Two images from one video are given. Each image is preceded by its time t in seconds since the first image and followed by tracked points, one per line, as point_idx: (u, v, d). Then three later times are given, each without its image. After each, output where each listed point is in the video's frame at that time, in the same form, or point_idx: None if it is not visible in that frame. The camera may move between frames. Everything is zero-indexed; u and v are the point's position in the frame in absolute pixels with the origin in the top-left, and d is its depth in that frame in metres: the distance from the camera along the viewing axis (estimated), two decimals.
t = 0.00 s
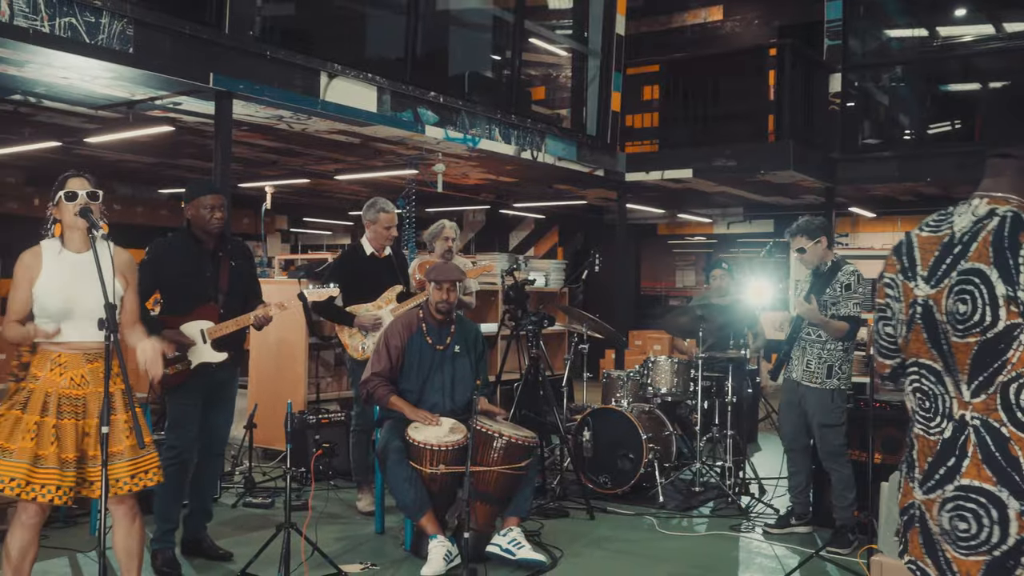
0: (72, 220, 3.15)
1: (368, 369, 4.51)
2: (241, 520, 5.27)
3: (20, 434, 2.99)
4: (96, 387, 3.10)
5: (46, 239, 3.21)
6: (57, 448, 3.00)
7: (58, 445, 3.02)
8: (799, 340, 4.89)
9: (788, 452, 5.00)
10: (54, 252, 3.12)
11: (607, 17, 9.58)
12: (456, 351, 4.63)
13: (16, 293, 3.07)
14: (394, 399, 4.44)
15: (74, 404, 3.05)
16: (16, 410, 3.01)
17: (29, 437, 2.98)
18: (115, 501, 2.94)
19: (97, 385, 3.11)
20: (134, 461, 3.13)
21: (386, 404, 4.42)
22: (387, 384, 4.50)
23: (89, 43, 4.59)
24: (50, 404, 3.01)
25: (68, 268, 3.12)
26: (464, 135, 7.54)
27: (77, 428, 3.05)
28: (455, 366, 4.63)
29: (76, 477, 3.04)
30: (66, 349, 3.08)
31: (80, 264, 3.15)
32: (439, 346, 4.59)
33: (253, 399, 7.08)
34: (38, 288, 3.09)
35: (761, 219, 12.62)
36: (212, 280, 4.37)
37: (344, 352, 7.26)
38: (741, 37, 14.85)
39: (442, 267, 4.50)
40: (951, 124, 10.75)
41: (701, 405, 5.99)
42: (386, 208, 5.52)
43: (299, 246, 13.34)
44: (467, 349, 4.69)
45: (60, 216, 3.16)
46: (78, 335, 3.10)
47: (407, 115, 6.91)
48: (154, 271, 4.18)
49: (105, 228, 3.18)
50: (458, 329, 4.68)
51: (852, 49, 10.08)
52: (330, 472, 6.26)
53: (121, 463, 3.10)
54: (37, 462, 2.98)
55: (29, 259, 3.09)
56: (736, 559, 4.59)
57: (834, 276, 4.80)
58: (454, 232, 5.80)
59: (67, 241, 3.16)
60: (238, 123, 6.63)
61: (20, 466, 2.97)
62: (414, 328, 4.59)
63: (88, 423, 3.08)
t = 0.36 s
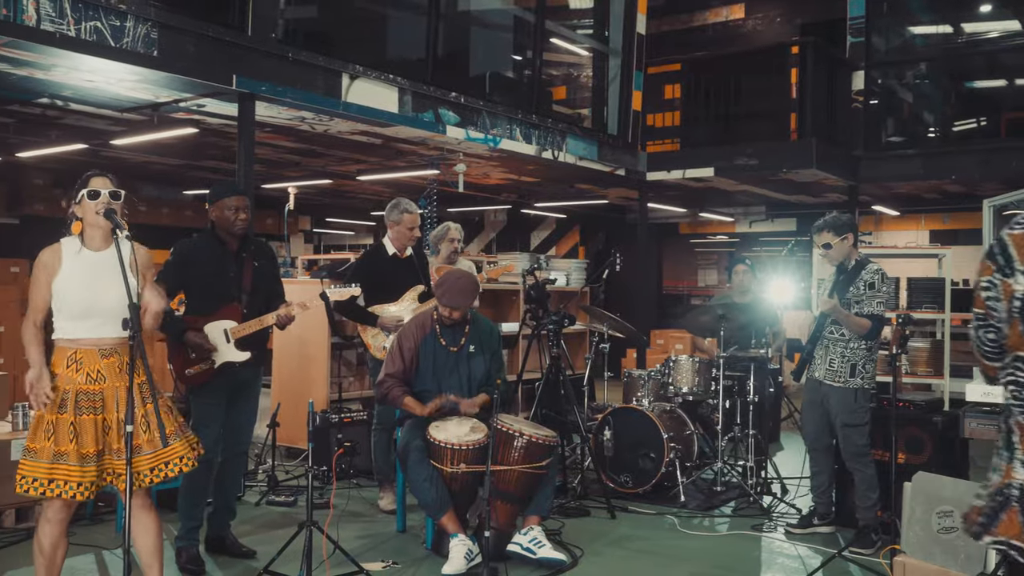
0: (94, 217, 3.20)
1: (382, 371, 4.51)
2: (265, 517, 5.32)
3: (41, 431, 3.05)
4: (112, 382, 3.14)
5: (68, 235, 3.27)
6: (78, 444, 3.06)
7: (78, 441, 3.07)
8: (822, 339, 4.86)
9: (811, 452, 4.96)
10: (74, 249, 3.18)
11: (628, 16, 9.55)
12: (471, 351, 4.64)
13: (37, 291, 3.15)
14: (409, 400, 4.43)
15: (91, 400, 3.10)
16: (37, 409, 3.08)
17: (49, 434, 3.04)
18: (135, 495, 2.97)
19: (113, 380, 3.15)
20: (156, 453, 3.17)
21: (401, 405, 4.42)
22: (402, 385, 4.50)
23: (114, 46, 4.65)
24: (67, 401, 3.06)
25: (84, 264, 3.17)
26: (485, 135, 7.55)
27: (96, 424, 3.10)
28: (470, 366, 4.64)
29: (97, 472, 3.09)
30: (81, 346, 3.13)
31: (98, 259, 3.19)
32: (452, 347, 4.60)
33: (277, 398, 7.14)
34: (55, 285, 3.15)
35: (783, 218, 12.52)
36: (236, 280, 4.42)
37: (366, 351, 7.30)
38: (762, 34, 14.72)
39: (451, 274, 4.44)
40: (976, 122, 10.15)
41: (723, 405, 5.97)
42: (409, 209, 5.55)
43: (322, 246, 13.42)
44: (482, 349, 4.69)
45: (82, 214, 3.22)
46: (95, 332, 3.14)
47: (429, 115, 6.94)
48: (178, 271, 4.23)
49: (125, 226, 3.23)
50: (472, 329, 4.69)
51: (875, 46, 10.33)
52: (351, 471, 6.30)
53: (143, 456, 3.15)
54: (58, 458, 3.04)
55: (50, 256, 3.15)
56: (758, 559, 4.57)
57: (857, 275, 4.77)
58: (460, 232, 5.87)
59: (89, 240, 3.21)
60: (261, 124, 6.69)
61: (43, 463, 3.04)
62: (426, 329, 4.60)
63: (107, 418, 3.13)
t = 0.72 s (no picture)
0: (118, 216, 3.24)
1: (411, 374, 4.52)
2: (287, 516, 5.37)
3: (57, 425, 3.09)
4: (134, 384, 3.20)
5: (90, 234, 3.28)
6: (92, 442, 3.11)
7: (92, 439, 3.12)
8: (845, 339, 4.83)
9: (834, 453, 4.92)
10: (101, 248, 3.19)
11: (649, 16, 9.53)
12: (494, 349, 4.65)
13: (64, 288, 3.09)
14: (441, 399, 4.46)
15: (111, 399, 3.15)
16: (56, 401, 3.11)
17: (67, 428, 3.08)
18: (152, 501, 3.04)
19: (135, 382, 3.21)
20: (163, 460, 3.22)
21: (434, 405, 4.45)
22: (431, 386, 4.52)
23: (138, 50, 4.72)
24: (88, 399, 3.11)
25: (115, 266, 3.20)
26: (506, 136, 7.56)
27: (114, 423, 3.15)
28: (494, 363, 4.66)
29: (106, 471, 3.14)
30: (107, 346, 3.18)
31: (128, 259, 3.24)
32: (477, 345, 4.60)
33: (299, 397, 7.20)
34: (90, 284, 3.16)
35: (805, 217, 12.43)
36: (258, 280, 4.46)
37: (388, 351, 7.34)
38: (784, 33, 14.61)
39: (473, 267, 4.45)
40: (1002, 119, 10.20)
41: (744, 404, 5.94)
42: (426, 207, 5.54)
43: (344, 247, 13.50)
44: (505, 346, 4.71)
45: (105, 213, 3.24)
46: (119, 333, 3.20)
47: (449, 116, 6.96)
48: (203, 271, 4.30)
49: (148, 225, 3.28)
50: (495, 326, 4.69)
51: (898, 44, 10.26)
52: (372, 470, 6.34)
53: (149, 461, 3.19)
54: (70, 454, 3.08)
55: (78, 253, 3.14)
56: (780, 559, 4.54)
57: (881, 274, 4.73)
58: (478, 232, 5.83)
59: (113, 239, 3.25)
60: (284, 126, 6.75)
61: (55, 457, 3.07)
62: (450, 328, 4.60)
63: (125, 418, 3.19)
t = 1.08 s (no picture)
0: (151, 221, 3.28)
1: (458, 374, 4.49)
2: (310, 514, 5.42)
3: (107, 425, 3.16)
4: (176, 380, 3.25)
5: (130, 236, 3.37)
6: (144, 438, 3.18)
7: (144, 435, 3.20)
8: (869, 338, 4.80)
9: (857, 453, 4.88)
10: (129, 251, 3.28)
11: (670, 15, 9.49)
12: (521, 351, 4.66)
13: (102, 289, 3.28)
14: (496, 399, 4.46)
15: (155, 397, 3.21)
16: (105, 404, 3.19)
17: (117, 428, 3.16)
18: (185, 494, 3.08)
19: (176, 379, 3.26)
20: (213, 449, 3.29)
21: (489, 405, 4.44)
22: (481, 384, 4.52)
23: (163, 53, 4.78)
24: (134, 397, 3.18)
25: (145, 265, 3.26)
26: (527, 136, 7.58)
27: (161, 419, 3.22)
28: (521, 366, 4.66)
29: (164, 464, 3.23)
30: (147, 346, 3.22)
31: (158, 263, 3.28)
32: (506, 346, 4.62)
33: (322, 397, 7.25)
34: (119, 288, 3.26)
35: (828, 216, 12.33)
36: (281, 281, 4.52)
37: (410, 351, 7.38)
38: (806, 31, 14.48)
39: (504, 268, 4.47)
40: None
41: (766, 404, 5.90)
42: (447, 208, 5.56)
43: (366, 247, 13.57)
44: (532, 349, 4.72)
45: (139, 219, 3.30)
46: (156, 333, 3.23)
47: (470, 117, 6.99)
48: (229, 272, 4.37)
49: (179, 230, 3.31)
50: (523, 330, 4.71)
51: (922, 40, 10.17)
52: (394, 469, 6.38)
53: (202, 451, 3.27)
54: (127, 452, 3.16)
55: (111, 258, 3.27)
56: (802, 560, 4.52)
57: (904, 273, 4.69)
58: (513, 233, 5.84)
59: (147, 242, 3.31)
60: (306, 127, 6.81)
61: (112, 456, 3.15)
62: (482, 327, 4.60)
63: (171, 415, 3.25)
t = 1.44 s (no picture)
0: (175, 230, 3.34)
1: (483, 368, 4.46)
2: (332, 513, 5.47)
3: (114, 429, 3.21)
4: (180, 386, 3.30)
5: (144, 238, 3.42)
6: (146, 442, 3.21)
7: (145, 439, 3.22)
8: (891, 338, 4.76)
9: (881, 453, 4.85)
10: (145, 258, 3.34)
11: (691, 14, 9.44)
12: (545, 351, 4.68)
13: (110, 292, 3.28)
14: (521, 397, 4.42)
15: (160, 401, 3.25)
16: (110, 409, 3.23)
17: (120, 431, 3.20)
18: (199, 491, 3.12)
19: (180, 384, 3.31)
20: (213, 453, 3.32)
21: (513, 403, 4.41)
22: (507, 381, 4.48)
23: (187, 56, 4.85)
24: (139, 402, 3.22)
25: (158, 273, 3.34)
26: (549, 136, 7.58)
27: (165, 423, 3.25)
28: (543, 365, 4.68)
29: (161, 468, 3.23)
30: (154, 352, 3.29)
31: (177, 272, 3.39)
32: (530, 345, 4.63)
33: (345, 396, 7.31)
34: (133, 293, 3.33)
35: (852, 215, 12.23)
36: (304, 281, 4.57)
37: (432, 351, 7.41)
38: (830, 28, 14.33)
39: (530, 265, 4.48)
40: None
41: (789, 404, 5.86)
42: (468, 209, 5.58)
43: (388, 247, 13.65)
44: (554, 349, 4.74)
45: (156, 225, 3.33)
46: (164, 341, 3.31)
47: (492, 117, 7.00)
48: (253, 272, 4.40)
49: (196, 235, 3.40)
50: (546, 330, 4.72)
51: (948, 37, 9.98)
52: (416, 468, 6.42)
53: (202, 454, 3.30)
54: (130, 456, 3.19)
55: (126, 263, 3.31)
56: (825, 560, 4.49)
57: (927, 273, 4.65)
58: (540, 232, 5.84)
59: (163, 248, 3.38)
60: (329, 129, 6.87)
61: (117, 460, 3.19)
62: (509, 326, 4.60)
63: (173, 419, 3.28)
